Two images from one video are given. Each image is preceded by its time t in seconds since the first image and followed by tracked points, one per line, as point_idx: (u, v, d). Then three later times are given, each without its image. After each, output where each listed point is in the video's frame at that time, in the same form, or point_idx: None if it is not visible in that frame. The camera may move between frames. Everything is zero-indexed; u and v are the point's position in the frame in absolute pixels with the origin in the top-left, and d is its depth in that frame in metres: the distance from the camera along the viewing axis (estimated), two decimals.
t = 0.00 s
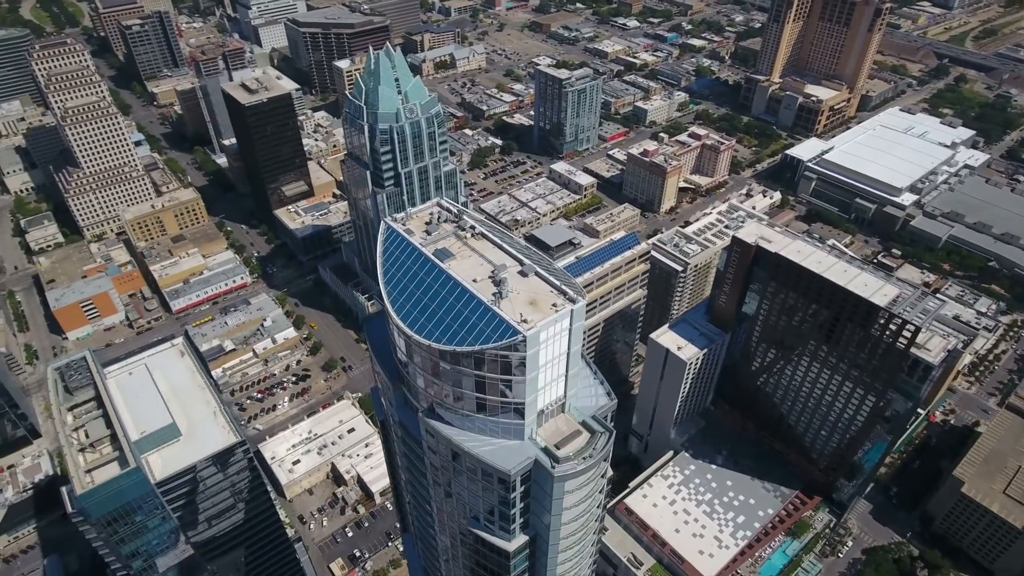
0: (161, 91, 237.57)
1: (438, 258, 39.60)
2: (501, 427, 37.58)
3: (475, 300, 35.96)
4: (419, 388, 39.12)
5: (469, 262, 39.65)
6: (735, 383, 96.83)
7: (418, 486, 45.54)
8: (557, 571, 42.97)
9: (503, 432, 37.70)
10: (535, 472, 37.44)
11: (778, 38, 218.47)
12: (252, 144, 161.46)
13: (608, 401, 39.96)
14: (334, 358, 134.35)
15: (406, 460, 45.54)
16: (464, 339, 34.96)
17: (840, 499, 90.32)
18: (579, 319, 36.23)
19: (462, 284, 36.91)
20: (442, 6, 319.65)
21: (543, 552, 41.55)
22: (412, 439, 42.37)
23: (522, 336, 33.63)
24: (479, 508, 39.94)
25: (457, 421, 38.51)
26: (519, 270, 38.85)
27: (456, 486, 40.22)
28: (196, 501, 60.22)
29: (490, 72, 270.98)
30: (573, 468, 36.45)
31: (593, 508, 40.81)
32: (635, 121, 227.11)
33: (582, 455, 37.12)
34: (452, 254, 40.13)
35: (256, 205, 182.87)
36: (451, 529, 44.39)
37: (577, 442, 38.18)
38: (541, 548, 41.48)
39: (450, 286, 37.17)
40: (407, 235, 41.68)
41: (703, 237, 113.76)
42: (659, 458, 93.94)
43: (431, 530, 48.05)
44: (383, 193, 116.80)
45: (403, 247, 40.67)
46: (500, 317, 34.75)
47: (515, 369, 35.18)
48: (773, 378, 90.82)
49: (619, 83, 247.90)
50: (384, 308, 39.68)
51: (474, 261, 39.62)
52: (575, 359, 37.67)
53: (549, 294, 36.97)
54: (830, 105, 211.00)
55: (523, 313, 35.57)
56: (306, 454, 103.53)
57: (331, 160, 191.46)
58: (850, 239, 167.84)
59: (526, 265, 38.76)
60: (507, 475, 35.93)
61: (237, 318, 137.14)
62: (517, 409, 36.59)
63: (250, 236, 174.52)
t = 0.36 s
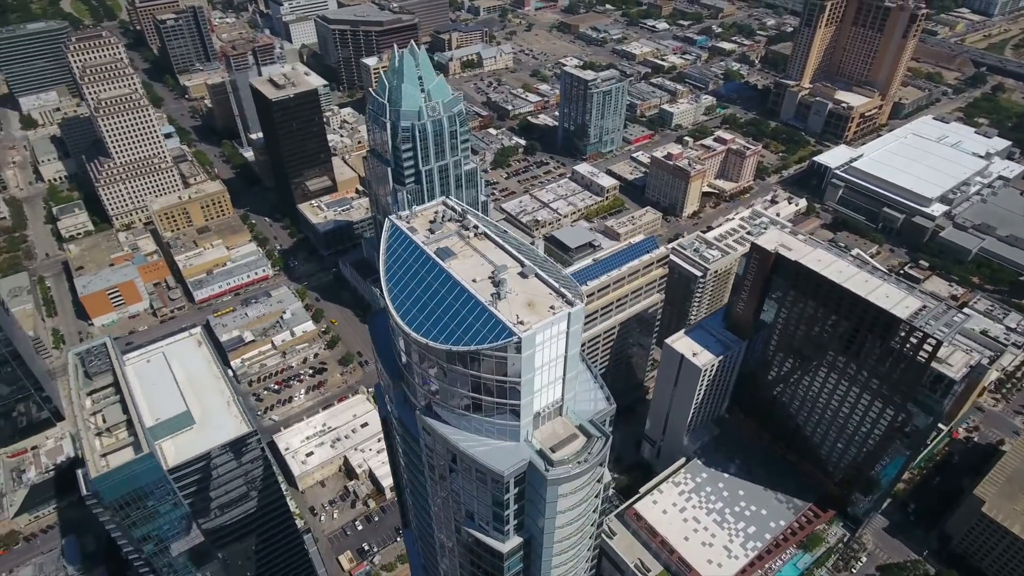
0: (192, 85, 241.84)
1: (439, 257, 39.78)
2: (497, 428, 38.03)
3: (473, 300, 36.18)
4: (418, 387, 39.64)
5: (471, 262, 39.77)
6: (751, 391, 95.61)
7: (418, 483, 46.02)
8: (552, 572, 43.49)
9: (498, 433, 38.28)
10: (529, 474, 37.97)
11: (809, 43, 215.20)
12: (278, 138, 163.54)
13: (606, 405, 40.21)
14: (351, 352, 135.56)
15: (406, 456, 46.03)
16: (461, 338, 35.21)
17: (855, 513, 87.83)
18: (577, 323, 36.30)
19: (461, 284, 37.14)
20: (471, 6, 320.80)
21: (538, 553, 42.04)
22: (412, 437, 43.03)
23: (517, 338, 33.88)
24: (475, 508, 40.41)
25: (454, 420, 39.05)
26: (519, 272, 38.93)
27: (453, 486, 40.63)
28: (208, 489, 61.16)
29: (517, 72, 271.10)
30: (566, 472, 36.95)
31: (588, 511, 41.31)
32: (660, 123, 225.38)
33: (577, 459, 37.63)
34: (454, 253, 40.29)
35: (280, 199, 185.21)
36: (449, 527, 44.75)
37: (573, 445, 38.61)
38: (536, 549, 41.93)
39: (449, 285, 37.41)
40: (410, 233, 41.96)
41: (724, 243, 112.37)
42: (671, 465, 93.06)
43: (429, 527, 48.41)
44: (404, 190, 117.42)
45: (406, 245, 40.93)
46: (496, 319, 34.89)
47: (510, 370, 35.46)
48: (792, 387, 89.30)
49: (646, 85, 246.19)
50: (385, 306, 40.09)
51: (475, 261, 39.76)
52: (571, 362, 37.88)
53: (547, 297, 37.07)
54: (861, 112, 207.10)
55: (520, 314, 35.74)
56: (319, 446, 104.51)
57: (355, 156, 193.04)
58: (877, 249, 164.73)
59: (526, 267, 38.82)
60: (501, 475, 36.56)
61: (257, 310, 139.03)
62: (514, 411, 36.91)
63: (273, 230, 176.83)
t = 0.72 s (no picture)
0: (220, 79, 245.51)
1: (440, 256, 40.22)
2: (493, 428, 38.27)
3: (471, 299, 36.50)
4: (417, 385, 39.99)
5: (472, 261, 40.08)
6: (766, 399, 94.46)
7: (417, 481, 46.41)
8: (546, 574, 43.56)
9: (494, 434, 38.54)
10: (523, 475, 38.19)
11: (838, 48, 211.86)
12: (301, 134, 165.21)
13: (604, 410, 40.41)
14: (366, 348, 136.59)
15: (405, 454, 46.44)
16: (458, 338, 35.63)
17: (869, 528, 85.38)
18: (574, 326, 36.48)
19: (459, 283, 37.50)
20: (498, 5, 321.56)
21: (532, 554, 42.15)
22: (410, 435, 43.47)
23: (512, 339, 34.14)
24: (471, 508, 40.65)
25: (451, 420, 39.38)
26: (519, 273, 39.12)
27: (449, 486, 40.92)
28: (221, 478, 62.04)
29: (541, 72, 270.96)
30: (561, 475, 37.07)
31: (584, 515, 41.34)
32: (684, 127, 223.53)
33: (572, 462, 37.75)
34: (454, 252, 40.61)
35: (302, 194, 187.10)
36: (446, 526, 45.02)
37: (568, 448, 38.74)
38: (531, 550, 42.05)
39: (449, 284, 37.82)
40: (413, 231, 42.44)
41: (743, 249, 110.12)
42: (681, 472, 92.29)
43: (427, 525, 48.74)
44: (422, 188, 117.88)
45: (408, 243, 41.49)
46: (492, 319, 35.21)
47: (504, 371, 35.75)
48: (807, 397, 87.72)
49: (670, 88, 244.54)
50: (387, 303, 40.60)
51: (476, 260, 40.08)
52: (567, 364, 38.08)
53: (545, 298, 37.27)
54: (889, 119, 203.42)
55: (516, 315, 35.97)
56: (331, 440, 105.33)
57: (377, 154, 194.44)
58: (901, 259, 161.74)
59: (526, 268, 39.08)
60: (494, 476, 36.84)
61: (276, 303, 140.73)
62: (509, 412, 37.15)
63: (295, 224, 178.83)
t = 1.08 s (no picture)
0: (249, 74, 249.00)
1: (441, 255, 40.73)
2: (487, 428, 38.59)
3: (468, 299, 36.81)
4: (415, 383, 40.32)
5: (472, 260, 40.73)
6: (780, 408, 93.39)
7: (414, 478, 46.97)
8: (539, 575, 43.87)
9: (489, 434, 38.86)
10: (516, 477, 38.49)
11: (869, 54, 208.27)
12: (324, 129, 166.82)
13: (600, 414, 40.64)
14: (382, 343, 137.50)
15: (404, 451, 46.96)
16: (454, 337, 35.90)
17: (882, 544, 83.78)
18: (569, 329, 36.60)
19: (457, 283, 37.86)
20: (525, 5, 321.93)
21: (525, 555, 42.50)
22: (408, 433, 43.99)
23: (506, 340, 34.31)
24: (466, 508, 41.07)
25: (446, 418, 39.76)
26: (518, 274, 39.59)
27: (446, 484, 41.21)
28: (233, 467, 62.71)
29: (566, 72, 270.47)
30: (553, 478, 37.35)
31: (577, 518, 41.57)
32: (708, 130, 221.37)
33: (566, 466, 38.08)
34: (455, 252, 41.11)
35: (324, 190, 188.97)
36: (442, 525, 45.44)
37: (562, 452, 38.94)
38: (524, 551, 42.41)
39: (447, 283, 38.26)
40: (416, 230, 43.03)
41: (763, 255, 108.36)
42: (692, 479, 91.20)
43: (425, 522, 49.27)
44: (440, 186, 118.23)
45: (410, 241, 42.05)
46: (488, 319, 35.46)
47: (499, 372, 36.03)
48: (822, 408, 86.35)
49: (696, 91, 242.44)
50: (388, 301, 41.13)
51: (476, 261, 40.51)
52: (563, 367, 38.25)
53: (542, 301, 37.49)
54: (920, 127, 199.44)
55: (512, 316, 36.21)
56: (343, 434, 106.14)
57: (399, 151, 195.61)
58: (927, 271, 158.54)
59: (525, 269, 39.40)
60: (486, 476, 37.21)
61: (294, 296, 142.30)
62: (503, 413, 37.42)
63: (316, 219, 180.70)
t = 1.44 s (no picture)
0: (278, 70, 252.24)
1: (440, 254, 41.28)
2: (481, 429, 38.80)
3: (464, 298, 37.20)
4: (414, 380, 40.61)
5: (471, 260, 41.16)
6: (795, 419, 92.23)
7: (412, 475, 47.38)
8: None
9: (482, 434, 39.11)
10: (508, 478, 38.62)
11: (903, 61, 204.18)
12: (349, 126, 168.35)
13: (596, 418, 40.60)
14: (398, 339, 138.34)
15: (402, 448, 47.41)
16: (449, 336, 36.20)
17: (896, 560, 82.60)
18: (564, 332, 36.67)
19: (455, 282, 38.30)
20: (554, 6, 321.58)
21: (518, 557, 42.61)
22: (405, 430, 44.40)
23: (499, 341, 34.50)
24: (459, 507, 41.31)
25: (441, 417, 40.07)
26: (516, 275, 39.88)
27: (442, 482, 41.42)
28: (245, 456, 63.61)
29: (593, 74, 269.48)
30: (545, 480, 37.41)
31: (570, 522, 41.55)
32: (734, 135, 218.81)
33: (558, 469, 38.06)
34: (454, 251, 41.57)
35: (347, 185, 190.71)
36: (438, 523, 45.76)
37: (555, 455, 38.97)
38: (517, 553, 42.50)
39: (445, 282, 38.70)
40: (418, 228, 43.61)
41: (784, 263, 106.40)
42: (702, 487, 90.04)
43: (422, 520, 49.70)
44: (460, 185, 118.52)
45: (412, 239, 42.68)
46: (483, 319, 35.71)
47: (492, 373, 36.16)
48: (839, 420, 84.98)
49: (723, 95, 239.88)
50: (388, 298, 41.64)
51: (475, 261, 40.93)
52: (558, 371, 38.28)
53: (539, 303, 37.67)
54: (953, 137, 194.84)
55: (507, 317, 36.48)
56: (356, 428, 106.93)
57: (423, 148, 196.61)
58: (955, 284, 154.83)
59: (523, 271, 39.67)
60: (478, 476, 37.38)
61: (313, 290, 143.83)
62: (495, 414, 37.61)
63: (338, 214, 182.48)
